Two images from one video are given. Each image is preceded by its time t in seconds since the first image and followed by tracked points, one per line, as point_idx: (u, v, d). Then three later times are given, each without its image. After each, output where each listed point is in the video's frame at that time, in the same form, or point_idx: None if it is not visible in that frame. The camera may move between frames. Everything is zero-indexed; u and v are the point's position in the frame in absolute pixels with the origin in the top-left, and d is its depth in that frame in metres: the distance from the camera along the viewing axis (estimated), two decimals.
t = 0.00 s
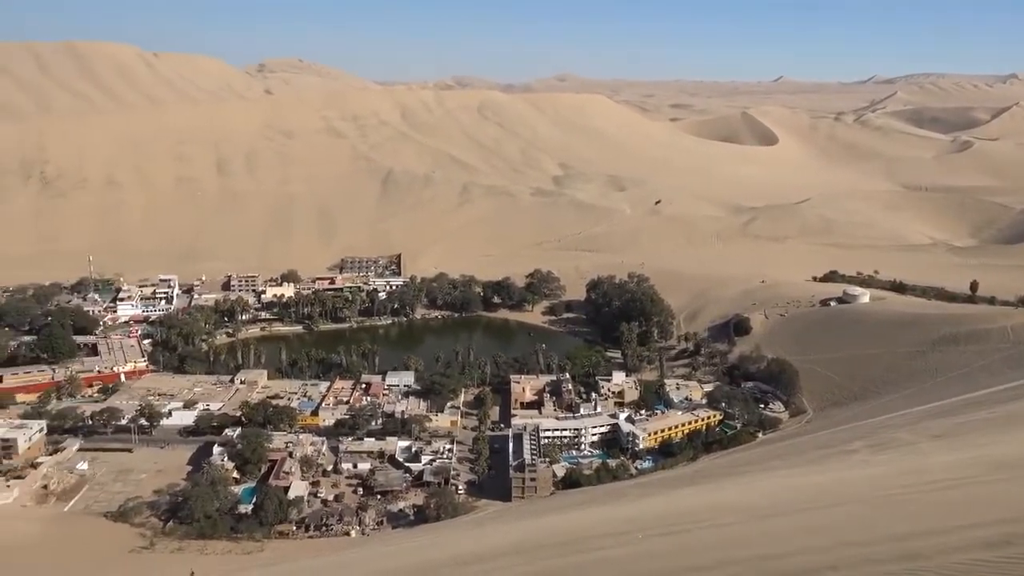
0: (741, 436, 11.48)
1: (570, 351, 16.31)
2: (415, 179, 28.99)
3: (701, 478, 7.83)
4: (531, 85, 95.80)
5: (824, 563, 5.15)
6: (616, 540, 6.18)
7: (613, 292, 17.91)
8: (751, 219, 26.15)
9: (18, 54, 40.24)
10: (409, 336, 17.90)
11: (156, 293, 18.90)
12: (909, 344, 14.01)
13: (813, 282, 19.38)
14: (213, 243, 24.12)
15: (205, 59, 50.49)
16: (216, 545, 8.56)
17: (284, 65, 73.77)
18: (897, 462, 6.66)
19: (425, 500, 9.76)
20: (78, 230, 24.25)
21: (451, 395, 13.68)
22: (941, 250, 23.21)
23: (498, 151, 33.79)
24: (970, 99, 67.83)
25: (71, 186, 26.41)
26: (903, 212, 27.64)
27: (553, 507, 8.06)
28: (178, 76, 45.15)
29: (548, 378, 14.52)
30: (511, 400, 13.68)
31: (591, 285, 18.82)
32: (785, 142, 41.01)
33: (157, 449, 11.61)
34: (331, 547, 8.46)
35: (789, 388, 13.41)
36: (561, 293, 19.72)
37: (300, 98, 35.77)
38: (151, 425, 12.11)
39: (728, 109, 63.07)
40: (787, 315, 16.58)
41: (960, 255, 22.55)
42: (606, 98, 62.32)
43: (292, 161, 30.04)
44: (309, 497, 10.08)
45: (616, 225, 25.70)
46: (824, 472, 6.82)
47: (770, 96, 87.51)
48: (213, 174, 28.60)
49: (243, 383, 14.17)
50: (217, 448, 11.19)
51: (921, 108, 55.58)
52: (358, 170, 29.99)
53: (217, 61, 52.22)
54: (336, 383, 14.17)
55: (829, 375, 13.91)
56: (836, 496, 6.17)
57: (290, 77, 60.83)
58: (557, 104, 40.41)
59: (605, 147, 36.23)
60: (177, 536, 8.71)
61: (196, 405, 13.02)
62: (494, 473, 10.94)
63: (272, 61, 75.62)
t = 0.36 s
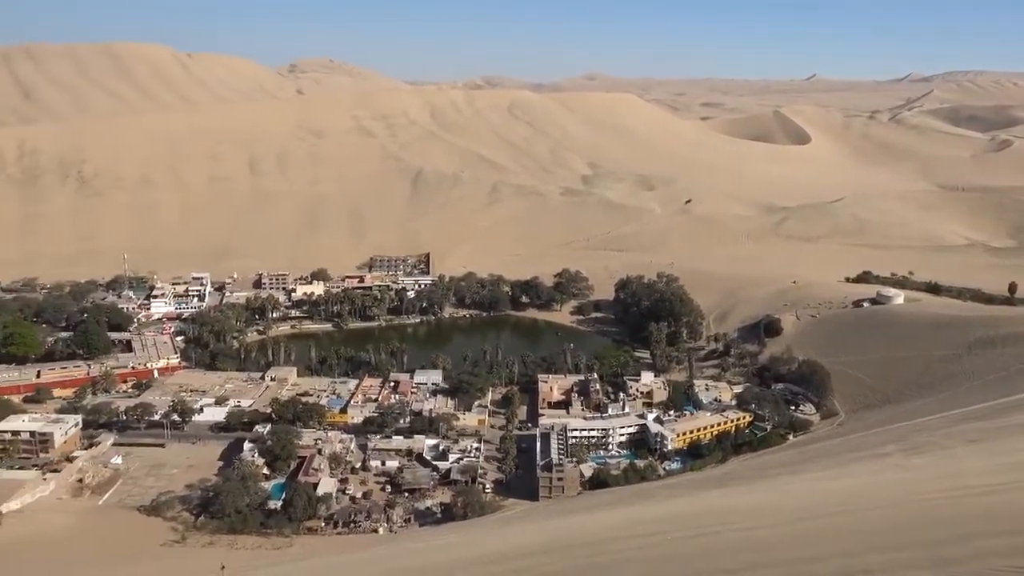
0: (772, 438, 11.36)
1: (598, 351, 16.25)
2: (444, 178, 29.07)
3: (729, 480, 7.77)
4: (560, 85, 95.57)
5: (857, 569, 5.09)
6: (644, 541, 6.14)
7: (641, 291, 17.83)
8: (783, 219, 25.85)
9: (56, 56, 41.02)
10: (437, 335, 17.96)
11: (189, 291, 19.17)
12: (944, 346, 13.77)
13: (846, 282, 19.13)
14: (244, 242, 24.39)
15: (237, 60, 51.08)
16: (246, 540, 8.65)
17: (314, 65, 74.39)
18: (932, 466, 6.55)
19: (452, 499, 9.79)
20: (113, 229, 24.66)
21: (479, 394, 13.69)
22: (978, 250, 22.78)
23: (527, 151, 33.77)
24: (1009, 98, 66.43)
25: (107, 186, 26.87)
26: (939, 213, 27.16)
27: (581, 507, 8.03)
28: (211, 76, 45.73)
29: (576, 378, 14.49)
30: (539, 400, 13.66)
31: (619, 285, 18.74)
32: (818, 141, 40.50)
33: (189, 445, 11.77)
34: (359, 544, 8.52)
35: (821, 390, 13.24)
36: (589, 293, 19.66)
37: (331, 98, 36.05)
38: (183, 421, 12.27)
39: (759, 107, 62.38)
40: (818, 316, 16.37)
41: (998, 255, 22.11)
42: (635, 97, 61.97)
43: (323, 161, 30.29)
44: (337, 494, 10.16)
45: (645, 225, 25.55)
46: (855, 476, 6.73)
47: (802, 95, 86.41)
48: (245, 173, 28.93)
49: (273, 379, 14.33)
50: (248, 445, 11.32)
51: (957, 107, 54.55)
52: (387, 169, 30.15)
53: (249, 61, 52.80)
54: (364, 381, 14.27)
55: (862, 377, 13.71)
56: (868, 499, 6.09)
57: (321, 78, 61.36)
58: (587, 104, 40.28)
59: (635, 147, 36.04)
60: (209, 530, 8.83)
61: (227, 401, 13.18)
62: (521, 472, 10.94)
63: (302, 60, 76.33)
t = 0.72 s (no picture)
0: (802, 443, 11.23)
1: (626, 353, 16.16)
2: (473, 178, 29.13)
3: (758, 484, 7.68)
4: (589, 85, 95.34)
5: None
6: (671, 544, 6.10)
7: (670, 293, 17.71)
8: (815, 220, 25.53)
9: (93, 57, 41.79)
10: (465, 335, 18.00)
11: (221, 289, 19.41)
12: (980, 351, 13.50)
13: (879, 285, 18.84)
14: (275, 241, 24.64)
15: (269, 61, 51.65)
16: (275, 536, 8.74)
17: (345, 65, 75.00)
18: (970, 474, 6.42)
19: (479, 499, 9.81)
20: (148, 227, 25.05)
21: (506, 394, 13.70)
22: (1017, 253, 22.31)
23: (556, 151, 33.72)
24: None
25: (142, 185, 27.29)
26: (976, 215, 26.64)
27: (607, 509, 8.00)
28: (243, 77, 46.28)
29: (604, 379, 14.44)
30: (566, 401, 13.63)
31: (648, 286, 18.64)
32: (852, 142, 39.95)
33: (220, 441, 11.92)
34: (386, 542, 8.56)
35: (853, 395, 13.06)
36: (618, 294, 19.59)
37: (362, 99, 36.30)
38: (214, 417, 12.42)
39: (792, 107, 61.65)
40: (850, 319, 16.15)
41: None
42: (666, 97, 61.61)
43: (353, 161, 30.50)
44: (365, 492, 10.22)
45: (675, 226, 25.38)
46: (888, 482, 6.62)
47: (835, 95, 85.24)
48: (277, 173, 29.24)
49: (303, 377, 14.46)
50: (277, 442, 11.44)
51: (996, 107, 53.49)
52: (417, 169, 30.28)
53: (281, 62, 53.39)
54: (393, 380, 14.35)
55: (895, 382, 13.49)
56: (900, 506, 6.00)
57: (351, 78, 61.86)
58: (617, 104, 40.12)
59: (665, 147, 35.82)
60: (239, 526, 8.93)
61: (257, 399, 13.33)
62: (548, 473, 10.92)
63: (333, 61, 76.98)
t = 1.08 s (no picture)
0: (833, 447, 11.09)
1: (654, 354, 16.07)
2: (503, 178, 29.17)
3: (789, 488, 7.59)
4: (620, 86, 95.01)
5: None
6: (699, 547, 6.05)
7: (700, 294, 17.58)
8: (849, 221, 25.18)
9: (131, 58, 42.52)
10: (494, 335, 18.03)
11: (253, 287, 19.64)
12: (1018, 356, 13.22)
13: (914, 289, 18.53)
14: (306, 240, 24.88)
15: (303, 61, 52.20)
16: (304, 532, 8.83)
17: (377, 66, 75.56)
18: (1006, 483, 6.30)
19: (506, 499, 9.82)
20: (182, 226, 25.43)
21: (534, 394, 13.69)
22: None
23: (586, 151, 33.64)
24: None
25: (177, 184, 27.70)
26: (1016, 218, 26.09)
27: (636, 511, 7.96)
28: (276, 78, 46.79)
29: (633, 380, 14.37)
30: (595, 402, 13.59)
31: (678, 287, 18.52)
32: (887, 142, 39.34)
33: (251, 437, 12.06)
34: (414, 540, 8.61)
35: (886, 399, 12.87)
36: (647, 295, 19.49)
37: (393, 99, 36.53)
38: (246, 414, 12.57)
39: (826, 108, 60.90)
40: (884, 323, 15.91)
41: None
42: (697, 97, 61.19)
43: (384, 161, 30.69)
44: (393, 490, 10.28)
45: (705, 227, 25.19)
46: (922, 489, 6.51)
47: (871, 95, 84.02)
48: (308, 173, 29.51)
49: (332, 375, 14.59)
50: (307, 439, 11.54)
51: None
52: (447, 169, 30.40)
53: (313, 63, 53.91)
54: (421, 378, 14.42)
55: (929, 387, 13.27)
56: (935, 514, 5.89)
57: (383, 79, 62.31)
58: (648, 104, 39.92)
59: (696, 148, 35.57)
60: (269, 522, 9.02)
61: (288, 396, 13.47)
62: (576, 474, 10.90)
63: (365, 61, 77.58)
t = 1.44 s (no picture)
0: (864, 451, 10.92)
1: (683, 354, 15.96)
2: (532, 177, 29.14)
3: (819, 492, 7.48)
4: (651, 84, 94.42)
5: None
6: (727, 550, 5.99)
7: (730, 295, 17.42)
8: (883, 221, 24.79)
9: (166, 57, 43.11)
10: (521, 333, 18.03)
11: (283, 284, 19.83)
12: None
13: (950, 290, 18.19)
14: (335, 237, 25.05)
15: (334, 60, 52.54)
16: (332, 528, 8.90)
17: (408, 65, 75.81)
18: None
19: (533, 498, 9.82)
20: (214, 223, 25.73)
21: (562, 393, 13.65)
22: None
23: (616, 150, 33.47)
24: None
25: (209, 181, 28.05)
26: None
27: (663, 512, 7.90)
28: (308, 76, 47.15)
29: (661, 380, 14.27)
30: (622, 402, 13.52)
31: (708, 287, 18.38)
32: (923, 142, 38.65)
33: (281, 433, 12.18)
34: (440, 537, 8.63)
35: (920, 403, 12.66)
36: (676, 295, 19.36)
37: (423, 98, 36.63)
38: (275, 410, 12.70)
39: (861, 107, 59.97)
40: (918, 325, 15.64)
41: None
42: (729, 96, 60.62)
43: (414, 159, 30.81)
44: (421, 487, 10.32)
45: (736, 227, 24.97)
46: (956, 495, 6.39)
47: (906, 94, 82.58)
48: (339, 171, 29.72)
49: (361, 372, 14.67)
50: (335, 435, 11.62)
51: None
52: (476, 168, 30.44)
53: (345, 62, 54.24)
54: (449, 376, 14.46)
55: (964, 391, 13.03)
56: (971, 524, 5.78)
57: (413, 77, 62.50)
58: (679, 103, 39.61)
59: (727, 147, 35.23)
60: (297, 516, 9.09)
61: (317, 392, 13.57)
62: (603, 474, 10.86)
63: (396, 61, 77.87)
